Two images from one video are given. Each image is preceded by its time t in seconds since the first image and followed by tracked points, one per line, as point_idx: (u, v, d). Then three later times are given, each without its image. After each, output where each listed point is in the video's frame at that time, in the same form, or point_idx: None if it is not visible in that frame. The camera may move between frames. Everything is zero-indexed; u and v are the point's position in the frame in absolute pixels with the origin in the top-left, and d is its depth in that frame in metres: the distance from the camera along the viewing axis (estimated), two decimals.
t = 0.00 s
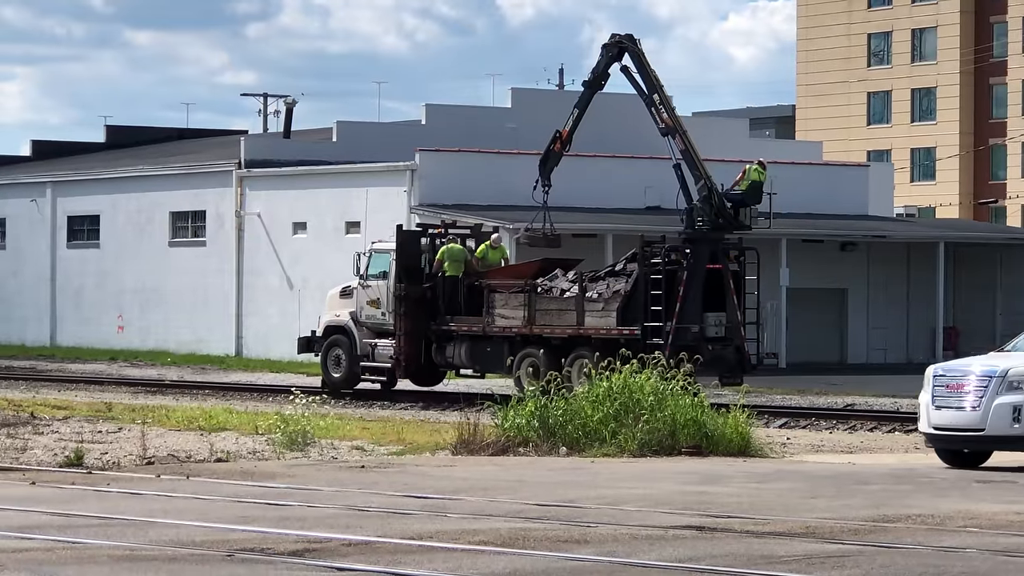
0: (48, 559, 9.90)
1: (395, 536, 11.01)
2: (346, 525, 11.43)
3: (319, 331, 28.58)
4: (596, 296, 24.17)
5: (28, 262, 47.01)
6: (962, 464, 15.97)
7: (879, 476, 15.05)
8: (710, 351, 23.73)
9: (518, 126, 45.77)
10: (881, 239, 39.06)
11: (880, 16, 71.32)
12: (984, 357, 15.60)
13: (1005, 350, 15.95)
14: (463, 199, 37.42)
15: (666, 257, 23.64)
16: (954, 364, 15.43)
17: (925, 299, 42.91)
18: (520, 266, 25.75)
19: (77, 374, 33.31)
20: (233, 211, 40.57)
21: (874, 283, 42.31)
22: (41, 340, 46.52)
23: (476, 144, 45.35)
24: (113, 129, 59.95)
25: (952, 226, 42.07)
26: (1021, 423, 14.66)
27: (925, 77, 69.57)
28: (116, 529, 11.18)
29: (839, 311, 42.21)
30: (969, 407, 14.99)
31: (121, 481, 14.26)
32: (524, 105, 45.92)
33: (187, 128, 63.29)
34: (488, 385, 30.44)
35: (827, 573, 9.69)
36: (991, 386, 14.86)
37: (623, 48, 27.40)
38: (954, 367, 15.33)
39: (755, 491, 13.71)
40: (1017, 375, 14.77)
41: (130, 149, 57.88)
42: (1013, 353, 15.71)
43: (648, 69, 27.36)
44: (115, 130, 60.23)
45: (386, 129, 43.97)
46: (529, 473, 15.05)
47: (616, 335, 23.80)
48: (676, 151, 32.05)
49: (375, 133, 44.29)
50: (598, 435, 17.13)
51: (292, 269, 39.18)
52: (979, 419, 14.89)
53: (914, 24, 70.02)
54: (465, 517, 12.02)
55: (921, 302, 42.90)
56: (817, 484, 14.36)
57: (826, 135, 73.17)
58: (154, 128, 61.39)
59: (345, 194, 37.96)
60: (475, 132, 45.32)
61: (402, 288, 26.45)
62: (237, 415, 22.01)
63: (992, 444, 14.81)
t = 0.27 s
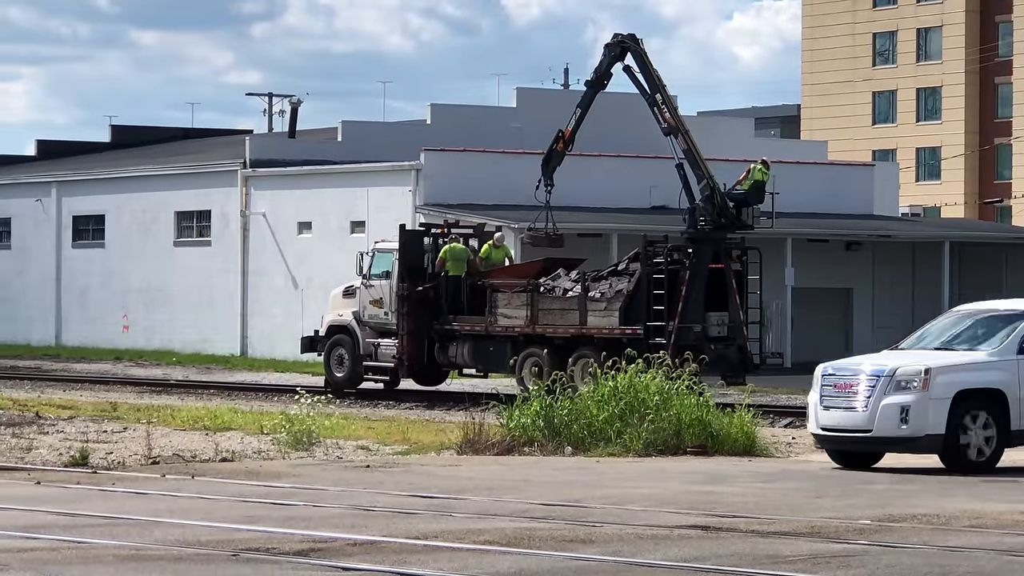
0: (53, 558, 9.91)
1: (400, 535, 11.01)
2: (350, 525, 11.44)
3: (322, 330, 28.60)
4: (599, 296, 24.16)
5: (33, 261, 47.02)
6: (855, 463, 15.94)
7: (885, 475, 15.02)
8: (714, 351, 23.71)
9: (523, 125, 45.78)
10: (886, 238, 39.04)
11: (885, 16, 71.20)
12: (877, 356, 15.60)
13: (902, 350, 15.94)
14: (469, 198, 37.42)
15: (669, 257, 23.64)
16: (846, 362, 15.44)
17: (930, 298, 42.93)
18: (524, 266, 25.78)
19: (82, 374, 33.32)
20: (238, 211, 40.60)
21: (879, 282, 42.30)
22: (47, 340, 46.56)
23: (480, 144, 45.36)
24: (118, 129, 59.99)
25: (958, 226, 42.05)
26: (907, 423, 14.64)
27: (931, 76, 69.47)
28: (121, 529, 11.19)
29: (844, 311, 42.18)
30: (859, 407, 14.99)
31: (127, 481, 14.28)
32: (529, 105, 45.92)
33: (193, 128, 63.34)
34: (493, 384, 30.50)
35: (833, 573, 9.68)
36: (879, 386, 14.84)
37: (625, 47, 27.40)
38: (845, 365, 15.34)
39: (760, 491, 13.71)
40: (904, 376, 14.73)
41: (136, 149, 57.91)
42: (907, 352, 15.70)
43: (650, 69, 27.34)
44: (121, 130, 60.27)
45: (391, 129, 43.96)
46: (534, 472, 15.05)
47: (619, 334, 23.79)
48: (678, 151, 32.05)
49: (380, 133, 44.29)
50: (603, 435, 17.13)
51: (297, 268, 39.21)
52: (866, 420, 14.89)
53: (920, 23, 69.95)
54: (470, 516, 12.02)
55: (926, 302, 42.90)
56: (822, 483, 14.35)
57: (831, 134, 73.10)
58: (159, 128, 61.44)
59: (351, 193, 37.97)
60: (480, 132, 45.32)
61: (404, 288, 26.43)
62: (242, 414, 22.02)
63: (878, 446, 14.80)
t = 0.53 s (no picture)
0: (60, 557, 9.93)
1: (406, 535, 11.01)
2: (356, 524, 11.45)
3: (325, 330, 28.72)
4: (602, 295, 24.14)
5: (39, 261, 47.07)
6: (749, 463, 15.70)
7: (890, 476, 15.02)
8: (716, 351, 23.63)
9: (529, 125, 45.78)
10: (893, 238, 38.99)
11: (891, 16, 71.13)
12: (772, 353, 15.44)
13: (800, 347, 15.77)
14: (475, 198, 37.44)
15: (672, 256, 23.63)
16: (739, 358, 15.29)
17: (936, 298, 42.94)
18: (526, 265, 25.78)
19: (89, 373, 33.32)
20: (243, 210, 40.62)
21: (886, 281, 42.27)
22: (52, 339, 46.61)
23: (485, 143, 45.35)
24: (124, 129, 60.04)
25: (964, 226, 41.99)
26: (795, 422, 14.49)
27: (936, 76, 69.38)
28: (127, 528, 11.21)
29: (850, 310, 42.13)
30: (748, 404, 14.86)
31: (132, 480, 14.29)
32: (535, 104, 45.94)
33: (198, 128, 63.42)
34: (498, 384, 30.55)
35: (839, 572, 9.68)
36: (767, 384, 14.70)
37: (628, 47, 27.39)
38: (737, 362, 15.19)
39: (766, 490, 13.70)
40: (792, 374, 14.59)
41: (141, 148, 57.97)
42: (802, 349, 15.52)
43: (653, 68, 27.33)
44: (127, 130, 60.34)
45: (397, 129, 43.96)
46: (539, 472, 15.05)
47: (621, 334, 23.75)
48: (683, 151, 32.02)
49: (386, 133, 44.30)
50: (609, 434, 17.12)
51: (302, 267, 39.23)
52: (754, 419, 14.76)
53: (925, 23, 69.85)
54: (476, 516, 12.03)
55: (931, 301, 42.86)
56: (827, 483, 14.35)
57: (837, 134, 73.02)
58: (165, 128, 61.50)
59: (357, 193, 37.98)
60: (485, 132, 45.31)
61: (407, 288, 26.57)
62: (248, 414, 22.04)
63: (766, 445, 14.66)
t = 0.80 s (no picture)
0: (63, 556, 9.93)
1: (408, 533, 11.01)
2: (359, 523, 11.45)
3: (326, 328, 28.81)
4: (602, 294, 24.15)
5: (42, 259, 47.11)
6: (641, 465, 15.48)
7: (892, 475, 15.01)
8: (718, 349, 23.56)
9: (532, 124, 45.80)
10: (896, 237, 38.99)
11: (894, 14, 71.05)
12: (667, 351, 15.27)
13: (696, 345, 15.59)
14: (478, 196, 37.46)
15: (672, 255, 23.81)
16: (630, 356, 15.11)
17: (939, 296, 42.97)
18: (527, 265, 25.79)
19: (91, 372, 33.31)
20: (246, 208, 40.63)
21: (888, 278, 42.31)
22: (55, 338, 46.64)
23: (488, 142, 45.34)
24: (127, 127, 60.09)
25: (966, 224, 41.97)
26: (684, 423, 14.32)
27: (939, 74, 69.29)
28: (130, 527, 11.22)
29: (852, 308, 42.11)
30: (636, 403, 14.69)
31: (135, 479, 14.29)
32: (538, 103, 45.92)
33: (201, 126, 63.45)
34: (500, 382, 30.60)
35: (841, 571, 9.68)
36: (656, 383, 14.54)
37: (628, 46, 27.39)
38: (630, 359, 15.00)
39: (768, 489, 13.70)
40: (682, 373, 14.42)
41: (144, 147, 58.00)
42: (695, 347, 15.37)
43: (653, 66, 27.33)
44: (129, 128, 60.38)
45: (399, 128, 43.95)
46: (542, 471, 15.04)
47: (621, 333, 23.75)
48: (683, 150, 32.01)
49: (388, 131, 44.30)
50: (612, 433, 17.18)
51: (305, 266, 39.24)
52: (641, 419, 14.59)
53: (928, 21, 69.74)
54: (479, 514, 12.03)
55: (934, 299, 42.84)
56: (831, 482, 14.35)
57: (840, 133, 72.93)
58: (168, 126, 61.52)
59: (360, 191, 37.99)
60: (488, 130, 45.30)
61: (407, 286, 26.52)
62: (251, 412, 22.06)
63: (653, 445, 14.48)
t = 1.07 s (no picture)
0: (60, 558, 9.92)
1: (407, 536, 11.01)
2: (357, 526, 11.44)
3: (323, 331, 28.93)
4: (598, 297, 23.89)
5: (41, 262, 47.07)
6: (538, 471, 15.24)
7: (890, 478, 15.01)
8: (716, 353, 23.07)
9: (530, 127, 45.80)
10: (894, 239, 39.02)
11: (893, 17, 70.94)
12: (562, 354, 15.04)
13: (595, 347, 15.37)
14: (476, 199, 37.45)
15: (667, 257, 23.91)
16: (524, 360, 14.86)
17: (938, 298, 42.93)
18: (523, 267, 26.07)
19: (90, 375, 33.28)
20: (245, 211, 40.62)
21: (887, 280, 42.26)
22: (54, 340, 46.58)
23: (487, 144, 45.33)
24: (126, 129, 60.08)
25: (965, 227, 41.99)
26: (575, 429, 14.12)
27: (938, 77, 69.23)
28: (128, 529, 11.21)
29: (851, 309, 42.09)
30: (529, 409, 14.48)
31: (133, 481, 14.29)
32: (537, 104, 45.88)
33: (199, 129, 63.44)
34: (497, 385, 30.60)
35: (840, 573, 9.67)
36: (547, 388, 14.33)
37: (625, 48, 27.39)
38: (523, 364, 14.75)
39: (766, 492, 13.69)
40: (573, 378, 14.21)
41: (142, 149, 57.98)
42: (592, 350, 15.15)
43: (650, 69, 27.34)
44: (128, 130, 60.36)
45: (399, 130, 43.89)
46: (539, 474, 15.04)
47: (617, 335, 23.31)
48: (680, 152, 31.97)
49: (387, 134, 44.26)
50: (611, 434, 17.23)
51: (304, 268, 39.20)
52: (534, 425, 14.39)
53: (927, 24, 69.64)
54: (477, 517, 12.02)
55: (932, 302, 42.86)
56: (829, 485, 14.35)
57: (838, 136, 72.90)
58: (167, 129, 61.50)
59: (359, 193, 37.95)
60: (487, 133, 45.27)
61: (404, 289, 26.52)
62: (249, 415, 22.04)
63: (546, 452, 14.27)
